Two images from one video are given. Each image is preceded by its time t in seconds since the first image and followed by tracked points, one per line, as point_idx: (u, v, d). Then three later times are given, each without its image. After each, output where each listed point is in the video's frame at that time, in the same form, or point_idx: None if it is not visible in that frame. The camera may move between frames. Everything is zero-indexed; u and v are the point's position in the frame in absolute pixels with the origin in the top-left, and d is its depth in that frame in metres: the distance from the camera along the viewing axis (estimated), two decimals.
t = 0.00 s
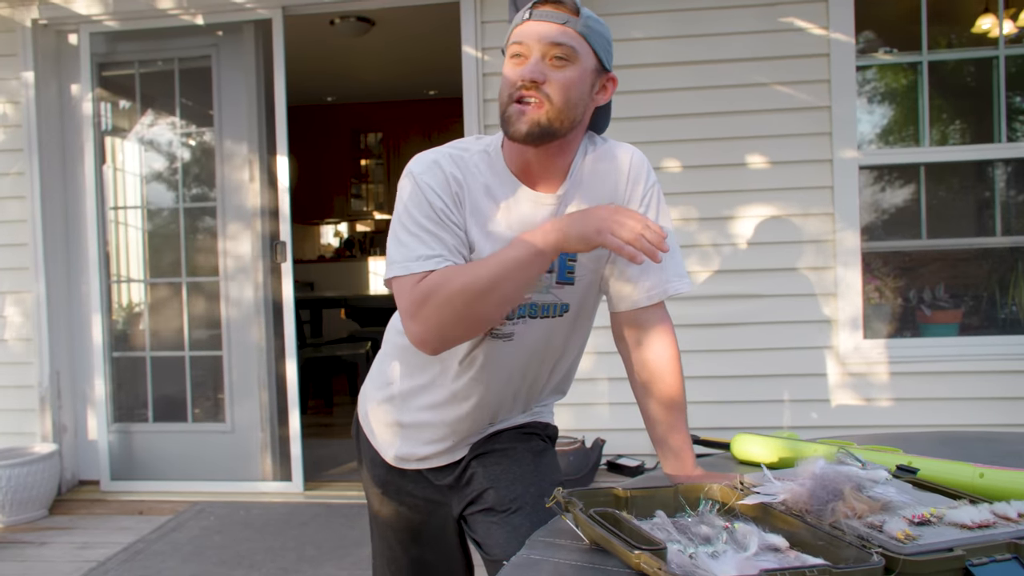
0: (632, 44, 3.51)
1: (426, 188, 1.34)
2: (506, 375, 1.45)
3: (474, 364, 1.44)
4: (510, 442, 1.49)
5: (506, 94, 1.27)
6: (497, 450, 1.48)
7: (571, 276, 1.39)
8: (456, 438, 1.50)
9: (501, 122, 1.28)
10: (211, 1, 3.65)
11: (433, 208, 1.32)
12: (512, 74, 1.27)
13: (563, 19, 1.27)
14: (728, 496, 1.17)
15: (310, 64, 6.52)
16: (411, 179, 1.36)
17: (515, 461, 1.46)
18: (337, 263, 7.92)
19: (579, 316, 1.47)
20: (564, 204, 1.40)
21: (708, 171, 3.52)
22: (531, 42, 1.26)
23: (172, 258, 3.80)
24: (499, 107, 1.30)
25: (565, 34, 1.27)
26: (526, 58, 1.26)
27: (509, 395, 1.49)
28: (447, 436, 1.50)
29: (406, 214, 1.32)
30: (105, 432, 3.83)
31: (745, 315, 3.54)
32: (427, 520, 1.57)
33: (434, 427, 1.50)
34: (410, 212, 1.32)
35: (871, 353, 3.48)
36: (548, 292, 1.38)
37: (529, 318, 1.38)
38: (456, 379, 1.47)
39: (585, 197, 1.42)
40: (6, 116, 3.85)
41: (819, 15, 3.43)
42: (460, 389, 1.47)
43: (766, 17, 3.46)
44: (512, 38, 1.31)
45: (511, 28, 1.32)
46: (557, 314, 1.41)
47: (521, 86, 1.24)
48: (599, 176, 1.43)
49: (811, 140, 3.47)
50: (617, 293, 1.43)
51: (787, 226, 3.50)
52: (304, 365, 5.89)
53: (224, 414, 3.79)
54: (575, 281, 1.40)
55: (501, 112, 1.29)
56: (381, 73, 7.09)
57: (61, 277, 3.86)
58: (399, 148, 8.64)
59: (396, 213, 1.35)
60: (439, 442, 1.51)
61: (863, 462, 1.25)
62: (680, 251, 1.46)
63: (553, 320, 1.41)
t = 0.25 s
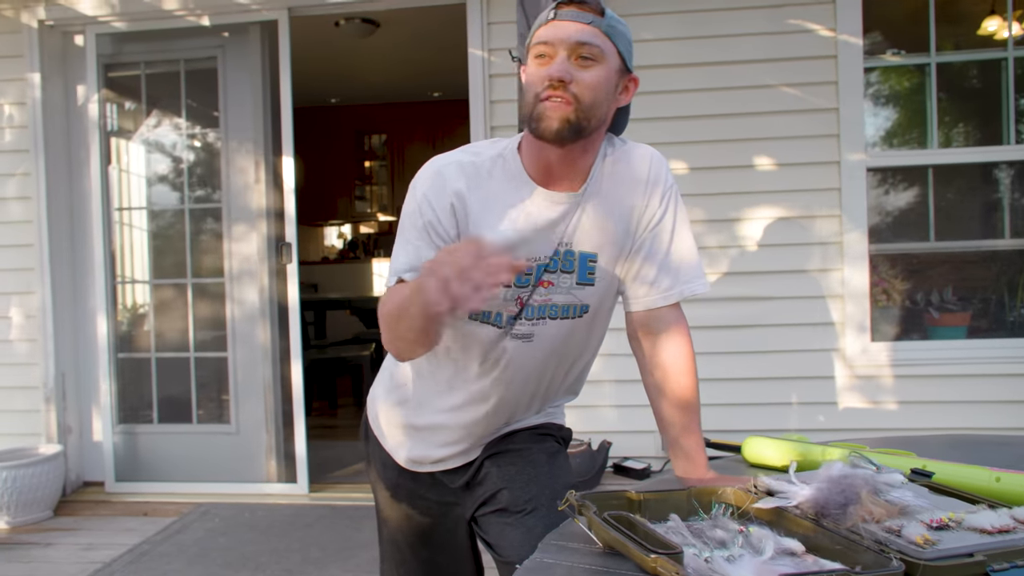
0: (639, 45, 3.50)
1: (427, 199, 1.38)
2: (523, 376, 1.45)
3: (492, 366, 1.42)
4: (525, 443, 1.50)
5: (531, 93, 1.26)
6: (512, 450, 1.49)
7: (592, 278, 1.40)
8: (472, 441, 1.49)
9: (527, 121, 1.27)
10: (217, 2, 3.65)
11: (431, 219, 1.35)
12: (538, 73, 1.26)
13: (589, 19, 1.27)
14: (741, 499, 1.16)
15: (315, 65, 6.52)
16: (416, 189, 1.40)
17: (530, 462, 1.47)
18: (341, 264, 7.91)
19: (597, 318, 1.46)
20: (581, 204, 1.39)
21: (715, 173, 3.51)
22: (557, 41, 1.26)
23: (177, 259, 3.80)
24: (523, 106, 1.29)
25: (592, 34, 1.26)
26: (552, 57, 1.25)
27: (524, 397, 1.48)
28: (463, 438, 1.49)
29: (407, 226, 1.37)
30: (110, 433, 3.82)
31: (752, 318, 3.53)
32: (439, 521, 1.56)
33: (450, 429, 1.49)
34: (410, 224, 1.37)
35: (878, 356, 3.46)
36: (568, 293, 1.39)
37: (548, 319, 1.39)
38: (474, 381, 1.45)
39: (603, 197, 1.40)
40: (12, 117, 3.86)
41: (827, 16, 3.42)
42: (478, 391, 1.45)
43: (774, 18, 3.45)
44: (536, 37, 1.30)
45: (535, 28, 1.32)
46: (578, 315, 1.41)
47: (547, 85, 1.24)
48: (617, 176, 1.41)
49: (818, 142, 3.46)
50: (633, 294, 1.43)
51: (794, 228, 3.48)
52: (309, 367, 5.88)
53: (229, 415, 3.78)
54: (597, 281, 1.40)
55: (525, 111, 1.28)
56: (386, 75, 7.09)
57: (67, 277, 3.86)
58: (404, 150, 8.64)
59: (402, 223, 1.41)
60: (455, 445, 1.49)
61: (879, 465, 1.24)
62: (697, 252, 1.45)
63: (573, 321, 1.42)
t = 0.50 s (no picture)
0: (645, 44, 3.49)
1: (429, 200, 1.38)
2: (533, 376, 1.44)
3: (501, 366, 1.42)
4: (533, 443, 1.49)
5: (529, 91, 1.27)
6: (520, 450, 1.47)
7: (600, 277, 1.39)
8: (480, 440, 1.49)
9: (527, 119, 1.28)
10: None
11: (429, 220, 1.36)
12: (534, 70, 1.26)
13: (585, 12, 1.26)
14: (751, 499, 1.15)
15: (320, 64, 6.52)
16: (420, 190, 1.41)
17: (537, 461, 1.46)
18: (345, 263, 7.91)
19: (607, 317, 1.45)
20: (590, 201, 1.37)
21: (721, 172, 3.50)
22: (553, 37, 1.26)
23: (182, 257, 3.80)
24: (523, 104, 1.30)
25: (587, 27, 1.25)
26: (548, 54, 1.25)
27: (533, 396, 1.48)
28: (472, 438, 1.48)
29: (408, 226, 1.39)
30: (115, 431, 3.83)
31: (758, 317, 3.52)
32: (446, 520, 1.56)
33: (458, 428, 1.49)
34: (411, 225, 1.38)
35: (885, 356, 3.45)
36: (576, 292, 1.38)
37: (557, 318, 1.39)
38: (483, 381, 1.45)
39: (613, 194, 1.38)
40: (18, 115, 3.86)
41: (835, 15, 3.40)
42: (487, 390, 1.45)
43: (781, 17, 3.43)
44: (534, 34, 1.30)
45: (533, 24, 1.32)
46: (586, 314, 1.41)
47: (543, 81, 1.24)
48: (626, 173, 1.40)
49: (826, 141, 3.44)
50: (643, 293, 1.42)
51: (801, 227, 3.47)
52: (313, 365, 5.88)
53: (233, 413, 3.78)
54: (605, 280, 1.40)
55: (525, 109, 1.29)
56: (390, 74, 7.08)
57: (72, 275, 3.86)
58: (408, 149, 8.63)
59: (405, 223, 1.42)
60: (464, 444, 1.49)
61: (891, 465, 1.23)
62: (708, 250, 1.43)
63: (582, 321, 1.41)
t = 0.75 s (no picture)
0: (645, 42, 3.49)
1: (428, 201, 1.38)
2: (535, 375, 1.43)
3: (503, 364, 1.42)
4: (535, 442, 1.48)
5: (528, 90, 1.27)
6: (522, 449, 1.46)
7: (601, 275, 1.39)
8: (482, 439, 1.48)
9: (526, 118, 1.28)
10: None
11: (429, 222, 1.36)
12: (532, 69, 1.26)
13: (582, 10, 1.25)
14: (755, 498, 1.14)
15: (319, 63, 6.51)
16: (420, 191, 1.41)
17: (540, 460, 1.45)
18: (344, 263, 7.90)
19: (609, 316, 1.44)
20: (590, 199, 1.37)
21: (721, 171, 3.50)
22: (550, 36, 1.25)
23: (181, 257, 3.79)
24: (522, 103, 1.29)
25: (585, 25, 1.24)
26: (546, 52, 1.25)
27: (536, 395, 1.47)
28: (473, 437, 1.48)
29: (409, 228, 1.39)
30: (114, 431, 3.82)
31: (758, 316, 3.51)
32: (448, 519, 1.55)
33: (460, 428, 1.49)
34: (411, 226, 1.38)
35: (885, 354, 3.45)
36: (576, 291, 1.38)
37: (558, 317, 1.38)
38: (484, 380, 1.45)
39: (613, 192, 1.38)
40: (16, 115, 3.85)
41: (835, 13, 3.40)
42: (488, 389, 1.45)
43: (781, 15, 3.43)
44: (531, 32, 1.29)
45: (530, 22, 1.31)
46: (587, 313, 1.40)
47: (541, 81, 1.23)
48: (627, 171, 1.40)
49: (826, 140, 3.44)
50: (644, 291, 1.41)
51: (801, 226, 3.47)
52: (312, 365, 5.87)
53: (232, 413, 3.77)
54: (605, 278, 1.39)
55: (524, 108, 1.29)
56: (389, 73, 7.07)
57: (71, 275, 3.85)
58: (407, 148, 8.62)
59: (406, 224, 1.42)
60: (465, 443, 1.49)
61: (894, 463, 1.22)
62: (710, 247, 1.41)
63: (583, 320, 1.40)
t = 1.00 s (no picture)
0: (642, 45, 3.49)
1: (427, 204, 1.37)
2: (535, 378, 1.42)
3: (502, 369, 1.40)
4: (536, 446, 1.47)
5: (528, 91, 1.26)
6: (522, 452, 1.46)
7: (599, 279, 1.38)
8: (481, 443, 1.48)
9: (526, 120, 1.27)
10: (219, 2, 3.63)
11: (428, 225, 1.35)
12: (533, 70, 1.25)
13: (583, 12, 1.25)
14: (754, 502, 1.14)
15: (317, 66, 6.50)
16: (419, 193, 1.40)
17: (540, 464, 1.44)
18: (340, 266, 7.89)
19: (609, 319, 1.44)
20: (589, 201, 1.36)
21: (718, 174, 3.50)
22: (552, 37, 1.24)
23: (177, 260, 3.78)
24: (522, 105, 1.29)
25: (586, 26, 1.24)
26: (547, 54, 1.24)
27: (536, 398, 1.46)
28: (473, 441, 1.47)
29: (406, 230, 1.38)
30: (108, 436, 3.80)
31: (756, 319, 3.51)
32: (447, 523, 1.54)
33: (459, 432, 1.48)
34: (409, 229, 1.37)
35: (882, 357, 3.45)
36: (576, 295, 1.37)
37: (557, 322, 1.37)
38: (483, 384, 1.44)
39: (611, 194, 1.38)
40: (11, 118, 3.83)
41: (831, 17, 3.40)
42: (488, 394, 1.44)
43: (778, 18, 3.43)
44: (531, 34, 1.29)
45: (530, 24, 1.30)
46: (586, 317, 1.39)
47: (543, 82, 1.23)
48: (625, 173, 1.39)
49: (822, 142, 3.44)
50: (643, 294, 1.41)
51: (798, 229, 3.47)
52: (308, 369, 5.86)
53: (229, 417, 3.76)
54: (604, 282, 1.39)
55: (524, 109, 1.28)
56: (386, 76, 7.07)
57: (65, 279, 3.83)
58: (404, 151, 8.62)
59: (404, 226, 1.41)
60: (465, 447, 1.48)
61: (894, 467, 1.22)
62: (709, 249, 1.41)
63: (583, 324, 1.40)
